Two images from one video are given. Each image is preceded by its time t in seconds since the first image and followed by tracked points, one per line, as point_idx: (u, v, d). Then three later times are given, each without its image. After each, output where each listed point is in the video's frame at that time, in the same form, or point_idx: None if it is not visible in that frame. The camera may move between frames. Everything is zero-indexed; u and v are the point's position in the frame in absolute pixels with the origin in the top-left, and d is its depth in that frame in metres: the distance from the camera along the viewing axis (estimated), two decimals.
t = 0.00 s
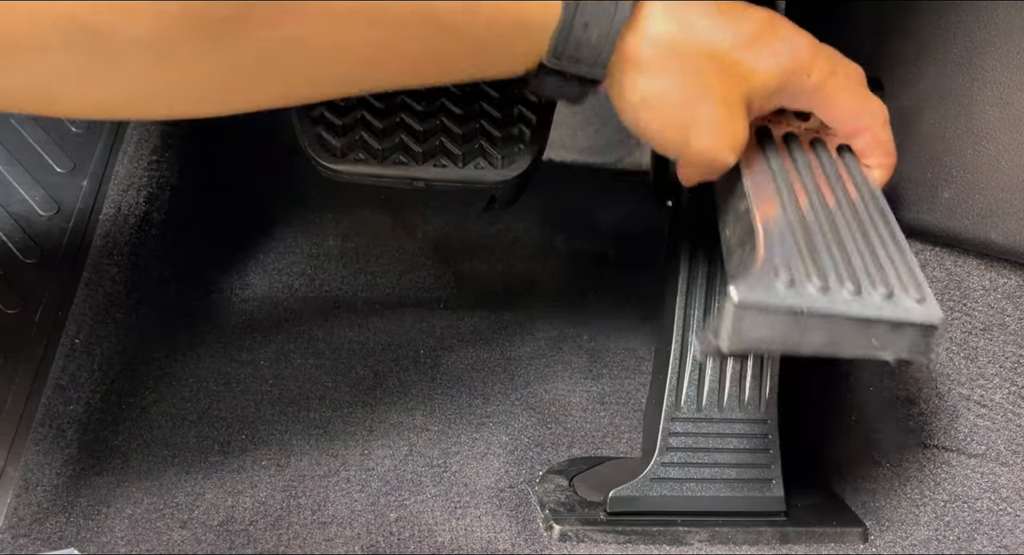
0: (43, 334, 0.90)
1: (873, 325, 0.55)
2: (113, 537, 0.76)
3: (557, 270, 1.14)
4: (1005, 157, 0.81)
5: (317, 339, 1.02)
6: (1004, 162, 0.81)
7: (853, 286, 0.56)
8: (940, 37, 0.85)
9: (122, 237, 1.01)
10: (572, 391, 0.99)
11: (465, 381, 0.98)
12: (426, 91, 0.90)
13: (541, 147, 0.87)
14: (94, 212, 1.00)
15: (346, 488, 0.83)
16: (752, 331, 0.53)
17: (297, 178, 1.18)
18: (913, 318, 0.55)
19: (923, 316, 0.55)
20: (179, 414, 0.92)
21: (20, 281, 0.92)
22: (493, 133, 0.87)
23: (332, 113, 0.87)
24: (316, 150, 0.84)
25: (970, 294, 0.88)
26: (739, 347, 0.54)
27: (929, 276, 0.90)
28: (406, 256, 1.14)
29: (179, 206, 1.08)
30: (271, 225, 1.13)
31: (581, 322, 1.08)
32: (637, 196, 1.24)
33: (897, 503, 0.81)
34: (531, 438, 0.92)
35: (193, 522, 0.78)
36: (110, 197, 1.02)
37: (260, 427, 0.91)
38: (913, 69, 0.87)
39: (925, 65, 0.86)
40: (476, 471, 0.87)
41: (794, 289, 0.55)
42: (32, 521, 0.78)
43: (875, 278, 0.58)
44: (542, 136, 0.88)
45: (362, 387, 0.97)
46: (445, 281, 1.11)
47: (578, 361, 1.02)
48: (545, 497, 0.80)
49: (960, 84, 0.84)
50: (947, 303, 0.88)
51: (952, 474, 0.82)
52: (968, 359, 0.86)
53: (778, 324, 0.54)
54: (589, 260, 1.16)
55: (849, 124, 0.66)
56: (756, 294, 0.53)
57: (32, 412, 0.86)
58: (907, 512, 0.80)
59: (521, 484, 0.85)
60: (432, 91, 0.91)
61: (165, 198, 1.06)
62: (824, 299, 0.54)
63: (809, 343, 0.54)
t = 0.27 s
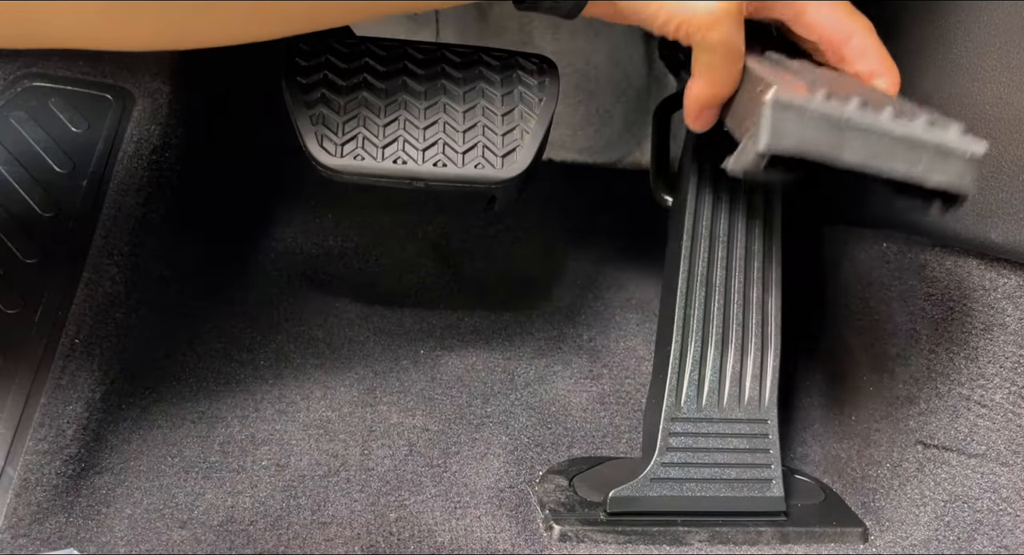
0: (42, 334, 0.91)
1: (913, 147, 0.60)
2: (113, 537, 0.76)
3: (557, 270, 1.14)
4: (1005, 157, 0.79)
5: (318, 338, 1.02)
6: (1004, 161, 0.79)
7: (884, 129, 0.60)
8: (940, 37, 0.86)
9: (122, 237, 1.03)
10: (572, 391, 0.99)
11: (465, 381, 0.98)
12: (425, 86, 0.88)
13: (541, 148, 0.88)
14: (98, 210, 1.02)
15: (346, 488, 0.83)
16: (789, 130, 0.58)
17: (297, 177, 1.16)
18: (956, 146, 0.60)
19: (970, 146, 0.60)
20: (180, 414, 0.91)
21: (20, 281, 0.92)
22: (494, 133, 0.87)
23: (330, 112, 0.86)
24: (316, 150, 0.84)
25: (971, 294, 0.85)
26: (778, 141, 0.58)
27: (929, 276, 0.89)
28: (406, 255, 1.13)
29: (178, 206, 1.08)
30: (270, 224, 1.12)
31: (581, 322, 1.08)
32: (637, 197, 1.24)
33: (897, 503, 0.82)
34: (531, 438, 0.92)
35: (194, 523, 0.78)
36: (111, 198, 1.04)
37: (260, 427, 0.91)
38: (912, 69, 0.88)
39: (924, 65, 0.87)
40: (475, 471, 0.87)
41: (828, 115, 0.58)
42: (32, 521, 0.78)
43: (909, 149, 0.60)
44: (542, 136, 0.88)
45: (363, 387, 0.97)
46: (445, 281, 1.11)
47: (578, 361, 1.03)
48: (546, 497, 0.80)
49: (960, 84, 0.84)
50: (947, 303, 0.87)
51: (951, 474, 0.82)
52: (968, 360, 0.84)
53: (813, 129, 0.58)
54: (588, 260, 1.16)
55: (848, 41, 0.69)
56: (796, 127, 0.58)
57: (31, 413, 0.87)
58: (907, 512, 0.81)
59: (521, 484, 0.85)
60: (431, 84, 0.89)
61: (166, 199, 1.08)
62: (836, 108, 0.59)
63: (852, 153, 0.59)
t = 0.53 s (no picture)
0: (43, 334, 0.91)
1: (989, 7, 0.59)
2: (113, 537, 0.76)
3: (557, 270, 1.15)
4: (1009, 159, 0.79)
5: (317, 338, 1.02)
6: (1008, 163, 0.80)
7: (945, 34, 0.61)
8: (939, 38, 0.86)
9: (122, 236, 1.01)
10: (572, 391, 0.99)
11: (465, 381, 0.98)
12: (425, 87, 0.89)
13: (541, 148, 0.88)
14: (99, 210, 1.00)
15: (346, 488, 0.84)
16: None
17: (297, 178, 1.18)
18: None
19: None
20: (180, 414, 0.92)
21: (20, 282, 0.92)
22: (494, 133, 0.87)
23: (331, 112, 0.86)
24: (315, 150, 0.84)
25: (970, 294, 0.88)
26: None
27: (928, 276, 0.92)
28: (406, 257, 1.14)
29: (180, 205, 1.08)
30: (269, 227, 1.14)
31: (581, 322, 1.08)
32: (637, 197, 1.24)
33: (896, 502, 0.81)
34: (531, 438, 0.92)
35: (193, 522, 0.78)
36: (111, 197, 1.02)
37: (261, 427, 0.91)
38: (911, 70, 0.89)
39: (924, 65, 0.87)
40: (475, 471, 0.87)
41: None
42: (32, 520, 0.78)
43: None
44: (542, 136, 0.88)
45: (363, 386, 0.97)
46: (445, 281, 1.12)
47: (578, 361, 1.03)
48: (546, 497, 0.80)
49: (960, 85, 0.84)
50: (947, 303, 0.90)
51: (951, 474, 0.83)
52: (968, 359, 0.87)
53: None
54: (588, 260, 1.16)
55: None
56: None
57: (31, 413, 0.87)
58: (907, 511, 0.80)
59: (521, 484, 0.85)
60: (431, 85, 0.89)
61: (166, 200, 1.07)
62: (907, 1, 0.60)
63: None
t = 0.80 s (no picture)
0: (42, 335, 0.91)
1: None
2: (113, 537, 0.76)
3: (557, 270, 1.15)
4: (1006, 156, 0.79)
5: (316, 338, 1.02)
6: (1005, 160, 0.79)
7: None
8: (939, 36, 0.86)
9: (122, 237, 1.01)
10: (572, 391, 0.99)
11: (465, 382, 0.98)
12: (425, 87, 0.89)
13: (540, 148, 0.88)
14: (99, 210, 1.00)
15: (346, 488, 0.84)
16: None
17: (297, 180, 1.20)
18: None
19: None
20: (180, 414, 0.92)
21: (20, 282, 0.91)
22: (494, 133, 0.87)
23: (331, 111, 0.86)
24: (316, 150, 0.84)
25: (970, 294, 0.86)
26: None
27: (929, 276, 0.90)
28: (407, 257, 1.14)
29: (181, 205, 1.08)
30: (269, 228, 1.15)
31: (581, 321, 1.08)
32: (637, 197, 1.24)
33: (897, 503, 0.82)
34: (531, 438, 0.92)
35: (193, 522, 0.78)
36: (111, 198, 1.02)
37: (261, 427, 0.91)
38: (912, 68, 0.89)
39: (925, 64, 0.88)
40: (476, 471, 0.87)
41: None
42: (32, 520, 0.78)
43: None
44: (542, 136, 0.88)
45: (364, 386, 0.97)
46: (445, 281, 1.12)
47: (578, 361, 1.03)
48: (545, 497, 0.80)
49: (960, 84, 0.84)
50: (947, 303, 0.88)
51: (951, 474, 0.84)
52: (968, 359, 0.85)
53: None
54: (588, 259, 1.16)
55: None
56: None
57: (31, 413, 0.86)
58: (907, 511, 0.81)
59: (521, 484, 0.85)
60: (431, 85, 0.90)
61: (166, 200, 1.06)
62: None
63: None
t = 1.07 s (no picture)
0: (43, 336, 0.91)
1: None
2: (113, 536, 0.76)
3: (557, 270, 1.15)
4: (1006, 155, 0.79)
5: (316, 338, 1.02)
6: (1006, 158, 0.79)
7: None
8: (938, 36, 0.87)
9: (122, 237, 1.01)
10: (572, 391, 0.99)
11: (465, 382, 0.98)
12: (426, 87, 0.89)
13: (541, 148, 0.88)
14: (99, 210, 1.00)
15: (346, 488, 0.84)
16: None
17: (298, 179, 1.21)
18: None
19: None
20: (181, 414, 0.92)
21: (19, 281, 0.92)
22: (494, 133, 0.87)
23: (331, 111, 0.86)
24: (316, 150, 0.84)
25: (970, 294, 0.85)
26: None
27: (929, 275, 0.90)
28: (407, 257, 1.15)
29: (180, 205, 1.08)
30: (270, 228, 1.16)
31: (581, 322, 1.08)
32: (637, 197, 1.25)
33: (897, 503, 0.82)
34: (531, 438, 0.92)
35: (193, 522, 0.78)
36: (111, 199, 1.01)
37: (261, 428, 0.91)
38: (911, 68, 0.90)
39: (925, 64, 0.88)
40: (476, 471, 0.87)
41: None
42: (32, 520, 0.78)
43: None
44: (543, 137, 0.88)
45: (364, 386, 0.97)
46: (445, 281, 1.12)
47: (578, 361, 1.03)
48: (545, 497, 0.80)
49: (960, 84, 0.84)
50: (947, 303, 0.87)
51: (951, 475, 0.84)
52: (968, 359, 0.85)
53: None
54: (588, 259, 1.16)
55: None
56: None
57: (31, 413, 0.86)
58: (907, 511, 0.81)
59: (521, 484, 0.85)
60: (431, 85, 0.90)
61: (167, 199, 1.06)
62: None
63: None
